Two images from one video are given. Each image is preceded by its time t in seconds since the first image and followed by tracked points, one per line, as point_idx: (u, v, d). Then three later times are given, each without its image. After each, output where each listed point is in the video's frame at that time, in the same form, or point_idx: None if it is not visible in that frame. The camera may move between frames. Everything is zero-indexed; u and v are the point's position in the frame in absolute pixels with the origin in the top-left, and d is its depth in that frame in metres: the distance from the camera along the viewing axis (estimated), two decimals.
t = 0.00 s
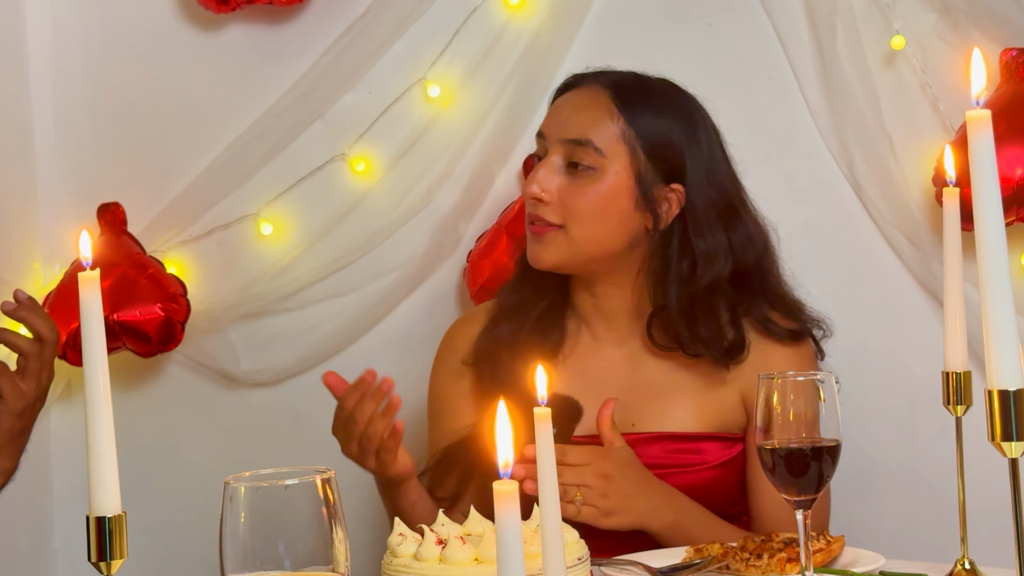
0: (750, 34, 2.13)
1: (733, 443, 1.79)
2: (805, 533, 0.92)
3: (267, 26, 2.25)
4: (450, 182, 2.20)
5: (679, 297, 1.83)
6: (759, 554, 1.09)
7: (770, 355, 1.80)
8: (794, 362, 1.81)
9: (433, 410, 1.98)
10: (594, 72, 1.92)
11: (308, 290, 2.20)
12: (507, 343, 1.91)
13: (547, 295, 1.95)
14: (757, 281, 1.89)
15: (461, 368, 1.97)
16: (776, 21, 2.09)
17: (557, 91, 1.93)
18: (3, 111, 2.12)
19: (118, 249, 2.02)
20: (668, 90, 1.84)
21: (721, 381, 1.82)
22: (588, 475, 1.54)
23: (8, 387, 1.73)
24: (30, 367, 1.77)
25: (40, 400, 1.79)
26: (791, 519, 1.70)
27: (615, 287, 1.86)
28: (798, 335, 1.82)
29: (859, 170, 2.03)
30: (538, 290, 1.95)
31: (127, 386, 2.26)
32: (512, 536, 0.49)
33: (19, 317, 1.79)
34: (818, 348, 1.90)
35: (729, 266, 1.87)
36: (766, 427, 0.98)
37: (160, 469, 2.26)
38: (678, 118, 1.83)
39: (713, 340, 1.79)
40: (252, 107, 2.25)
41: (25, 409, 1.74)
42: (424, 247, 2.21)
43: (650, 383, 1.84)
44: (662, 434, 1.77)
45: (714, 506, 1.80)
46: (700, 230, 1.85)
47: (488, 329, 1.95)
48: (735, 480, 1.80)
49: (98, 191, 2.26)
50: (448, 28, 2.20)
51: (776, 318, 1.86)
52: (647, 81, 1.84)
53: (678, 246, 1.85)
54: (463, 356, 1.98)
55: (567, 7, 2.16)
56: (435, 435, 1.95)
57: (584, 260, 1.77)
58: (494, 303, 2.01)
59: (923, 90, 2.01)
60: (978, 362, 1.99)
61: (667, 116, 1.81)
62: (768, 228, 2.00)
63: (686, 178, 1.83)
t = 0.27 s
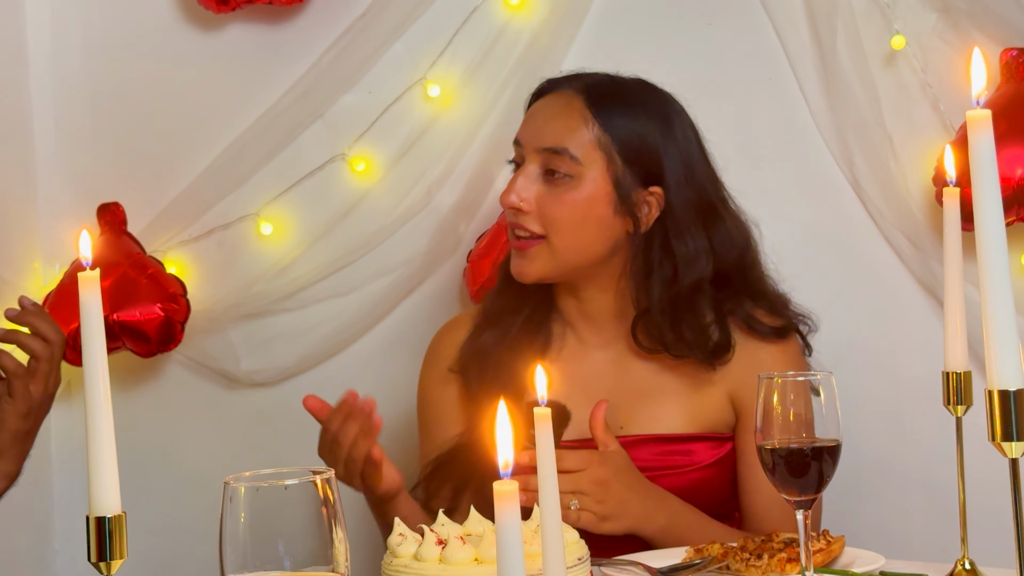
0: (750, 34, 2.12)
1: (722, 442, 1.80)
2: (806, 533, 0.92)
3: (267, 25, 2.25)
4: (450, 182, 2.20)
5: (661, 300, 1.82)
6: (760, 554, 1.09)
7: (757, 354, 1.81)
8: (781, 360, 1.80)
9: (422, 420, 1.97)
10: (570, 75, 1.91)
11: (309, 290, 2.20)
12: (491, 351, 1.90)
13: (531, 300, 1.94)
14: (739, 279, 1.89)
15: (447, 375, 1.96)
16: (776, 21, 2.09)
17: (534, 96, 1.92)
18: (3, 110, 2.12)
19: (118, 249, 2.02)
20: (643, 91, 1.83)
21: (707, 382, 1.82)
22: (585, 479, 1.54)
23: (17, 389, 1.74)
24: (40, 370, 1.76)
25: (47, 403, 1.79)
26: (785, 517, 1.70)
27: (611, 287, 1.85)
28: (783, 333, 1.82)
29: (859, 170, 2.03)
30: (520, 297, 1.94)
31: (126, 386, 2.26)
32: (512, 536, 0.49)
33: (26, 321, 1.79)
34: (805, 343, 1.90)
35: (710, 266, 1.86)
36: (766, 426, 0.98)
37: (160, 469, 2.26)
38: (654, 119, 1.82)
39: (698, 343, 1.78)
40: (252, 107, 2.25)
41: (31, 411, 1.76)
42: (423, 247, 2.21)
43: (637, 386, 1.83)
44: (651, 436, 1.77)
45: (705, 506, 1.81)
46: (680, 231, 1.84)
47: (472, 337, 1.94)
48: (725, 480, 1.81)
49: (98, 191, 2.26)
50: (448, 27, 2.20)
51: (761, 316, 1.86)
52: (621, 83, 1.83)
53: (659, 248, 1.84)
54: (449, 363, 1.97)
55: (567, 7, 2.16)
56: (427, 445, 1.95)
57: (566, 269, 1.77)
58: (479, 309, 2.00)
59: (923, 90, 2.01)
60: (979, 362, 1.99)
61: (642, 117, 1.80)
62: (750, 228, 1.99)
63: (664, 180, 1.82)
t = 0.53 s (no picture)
0: (750, 33, 2.12)
1: (715, 443, 1.80)
2: (806, 533, 0.92)
3: (267, 24, 2.25)
4: (450, 183, 2.20)
5: (652, 300, 1.82)
6: (760, 554, 1.09)
7: (749, 354, 1.81)
8: (774, 359, 1.81)
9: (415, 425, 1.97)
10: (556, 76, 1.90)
11: (309, 290, 2.20)
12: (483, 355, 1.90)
13: (521, 303, 1.93)
14: (729, 279, 1.88)
15: (440, 380, 1.96)
16: (776, 21, 2.09)
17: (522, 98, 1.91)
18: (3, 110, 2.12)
19: (118, 249, 2.02)
20: (630, 91, 1.83)
21: (698, 382, 1.82)
22: (575, 476, 1.54)
23: (19, 401, 1.74)
24: (44, 380, 1.76)
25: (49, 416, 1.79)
26: (780, 515, 1.71)
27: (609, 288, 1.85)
28: (775, 332, 1.82)
29: (859, 170, 2.03)
30: (511, 300, 1.93)
31: (126, 386, 2.26)
32: (512, 536, 0.49)
33: (31, 332, 1.78)
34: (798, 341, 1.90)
35: (701, 265, 1.86)
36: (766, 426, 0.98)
37: (160, 469, 2.26)
38: (641, 118, 1.81)
39: (689, 343, 1.79)
40: (252, 107, 2.25)
41: (34, 421, 1.74)
42: (423, 247, 2.21)
43: (629, 387, 1.84)
44: (643, 438, 1.78)
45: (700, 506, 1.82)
46: (669, 231, 1.84)
47: (463, 342, 1.94)
48: (719, 480, 1.81)
49: (98, 190, 2.26)
50: (448, 27, 2.20)
51: (753, 315, 1.85)
52: (606, 82, 1.83)
53: (649, 248, 1.84)
54: (441, 368, 1.97)
55: (567, 7, 2.16)
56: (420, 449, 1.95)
57: (557, 271, 1.77)
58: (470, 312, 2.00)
59: (923, 90, 2.01)
60: (979, 362, 1.99)
61: (629, 117, 1.80)
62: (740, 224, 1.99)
63: (653, 179, 1.81)
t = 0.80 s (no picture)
0: (750, 33, 2.12)
1: (715, 442, 1.80)
2: (806, 533, 0.92)
3: (267, 24, 2.25)
4: (450, 182, 2.20)
5: (650, 300, 1.82)
6: (760, 554, 1.09)
7: (746, 354, 1.81)
8: (771, 359, 1.81)
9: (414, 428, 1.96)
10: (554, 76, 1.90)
11: (309, 290, 2.20)
12: (480, 358, 1.89)
13: (519, 304, 1.93)
14: (726, 278, 1.88)
15: (438, 382, 1.95)
16: (776, 21, 2.09)
17: (519, 98, 1.91)
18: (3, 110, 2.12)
19: (118, 248, 2.02)
20: (629, 90, 1.83)
21: (695, 382, 1.82)
22: (586, 465, 1.55)
23: (12, 397, 1.73)
24: (34, 375, 1.76)
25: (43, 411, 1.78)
26: (778, 514, 1.71)
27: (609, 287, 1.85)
28: (772, 332, 1.83)
29: (859, 169, 2.03)
30: (508, 300, 1.94)
31: (126, 386, 2.26)
32: (512, 537, 0.49)
33: (18, 331, 1.77)
34: (794, 341, 1.90)
35: (697, 265, 1.86)
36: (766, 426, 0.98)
37: (160, 468, 2.26)
38: (639, 117, 1.81)
39: (686, 342, 1.79)
40: (252, 107, 2.25)
41: (27, 418, 1.74)
42: (423, 247, 2.21)
43: (628, 387, 1.83)
44: (643, 438, 1.78)
45: (699, 505, 1.82)
46: (668, 230, 1.84)
47: (459, 345, 1.92)
48: (718, 479, 1.82)
49: (98, 191, 2.26)
50: (448, 27, 2.20)
51: (749, 316, 1.85)
52: (603, 82, 1.83)
53: (647, 248, 1.84)
54: (440, 370, 1.96)
55: (567, 7, 2.16)
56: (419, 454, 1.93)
57: (558, 270, 1.77)
58: (467, 314, 2.00)
59: (923, 90, 2.01)
60: (979, 362, 1.99)
61: (628, 116, 1.80)
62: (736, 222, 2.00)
63: (652, 178, 1.81)
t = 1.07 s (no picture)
0: (751, 33, 2.12)
1: (722, 441, 1.80)
2: (806, 533, 0.92)
3: (267, 25, 2.25)
4: (450, 182, 2.20)
5: (660, 297, 1.82)
6: (760, 554, 1.09)
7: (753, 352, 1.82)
8: (779, 357, 1.82)
9: (420, 424, 1.96)
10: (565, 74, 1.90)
11: (309, 290, 2.20)
12: (490, 353, 1.89)
13: (529, 301, 1.94)
14: (735, 276, 1.89)
15: (447, 378, 1.95)
16: (776, 21, 2.09)
17: (530, 96, 1.92)
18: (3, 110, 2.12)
19: (118, 248, 2.02)
20: (641, 87, 1.83)
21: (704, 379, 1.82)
22: (586, 461, 1.55)
23: (16, 404, 1.70)
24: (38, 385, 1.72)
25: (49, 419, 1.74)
26: (782, 514, 1.72)
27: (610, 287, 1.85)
28: (780, 330, 1.83)
29: (859, 169, 2.04)
30: (519, 297, 1.94)
31: (126, 386, 2.26)
32: (512, 536, 0.49)
33: (21, 339, 1.74)
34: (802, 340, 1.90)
35: (707, 263, 1.86)
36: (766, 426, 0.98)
37: (160, 469, 2.26)
38: (651, 114, 1.82)
39: (696, 339, 1.79)
40: (252, 107, 2.25)
41: (32, 425, 1.71)
42: (423, 247, 2.21)
43: (637, 385, 1.83)
44: (651, 435, 1.77)
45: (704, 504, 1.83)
46: (680, 227, 1.84)
47: (470, 341, 1.93)
48: (723, 478, 1.82)
49: (98, 191, 2.26)
50: (448, 27, 2.20)
51: (758, 314, 1.86)
52: (615, 79, 1.83)
53: (659, 245, 1.84)
54: (448, 366, 1.96)
55: (567, 7, 2.16)
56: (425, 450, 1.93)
57: (571, 266, 1.77)
58: (477, 310, 2.00)
59: (923, 90, 2.01)
60: (979, 362, 1.99)
61: (640, 114, 1.80)
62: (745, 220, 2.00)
63: (665, 176, 1.82)
